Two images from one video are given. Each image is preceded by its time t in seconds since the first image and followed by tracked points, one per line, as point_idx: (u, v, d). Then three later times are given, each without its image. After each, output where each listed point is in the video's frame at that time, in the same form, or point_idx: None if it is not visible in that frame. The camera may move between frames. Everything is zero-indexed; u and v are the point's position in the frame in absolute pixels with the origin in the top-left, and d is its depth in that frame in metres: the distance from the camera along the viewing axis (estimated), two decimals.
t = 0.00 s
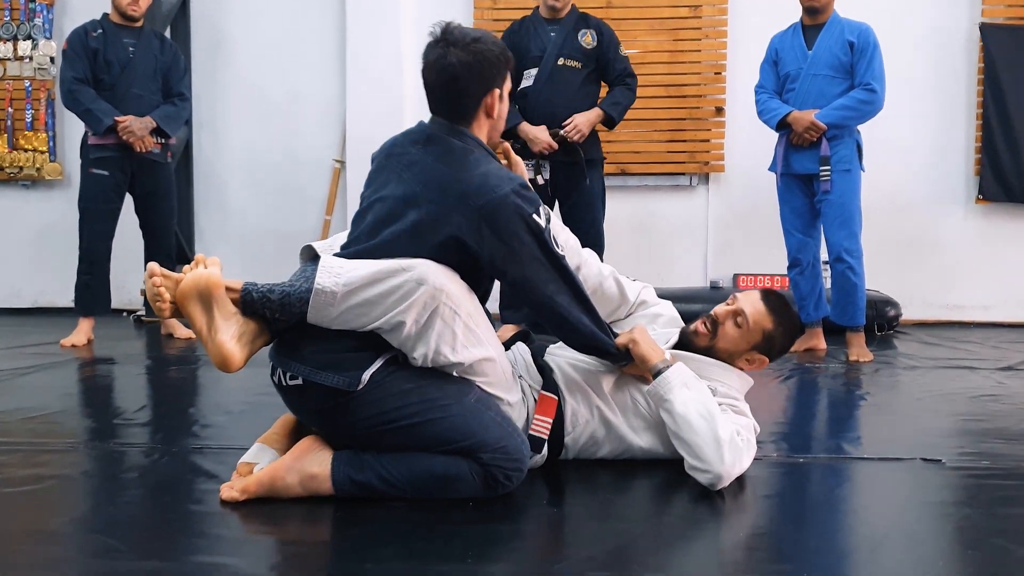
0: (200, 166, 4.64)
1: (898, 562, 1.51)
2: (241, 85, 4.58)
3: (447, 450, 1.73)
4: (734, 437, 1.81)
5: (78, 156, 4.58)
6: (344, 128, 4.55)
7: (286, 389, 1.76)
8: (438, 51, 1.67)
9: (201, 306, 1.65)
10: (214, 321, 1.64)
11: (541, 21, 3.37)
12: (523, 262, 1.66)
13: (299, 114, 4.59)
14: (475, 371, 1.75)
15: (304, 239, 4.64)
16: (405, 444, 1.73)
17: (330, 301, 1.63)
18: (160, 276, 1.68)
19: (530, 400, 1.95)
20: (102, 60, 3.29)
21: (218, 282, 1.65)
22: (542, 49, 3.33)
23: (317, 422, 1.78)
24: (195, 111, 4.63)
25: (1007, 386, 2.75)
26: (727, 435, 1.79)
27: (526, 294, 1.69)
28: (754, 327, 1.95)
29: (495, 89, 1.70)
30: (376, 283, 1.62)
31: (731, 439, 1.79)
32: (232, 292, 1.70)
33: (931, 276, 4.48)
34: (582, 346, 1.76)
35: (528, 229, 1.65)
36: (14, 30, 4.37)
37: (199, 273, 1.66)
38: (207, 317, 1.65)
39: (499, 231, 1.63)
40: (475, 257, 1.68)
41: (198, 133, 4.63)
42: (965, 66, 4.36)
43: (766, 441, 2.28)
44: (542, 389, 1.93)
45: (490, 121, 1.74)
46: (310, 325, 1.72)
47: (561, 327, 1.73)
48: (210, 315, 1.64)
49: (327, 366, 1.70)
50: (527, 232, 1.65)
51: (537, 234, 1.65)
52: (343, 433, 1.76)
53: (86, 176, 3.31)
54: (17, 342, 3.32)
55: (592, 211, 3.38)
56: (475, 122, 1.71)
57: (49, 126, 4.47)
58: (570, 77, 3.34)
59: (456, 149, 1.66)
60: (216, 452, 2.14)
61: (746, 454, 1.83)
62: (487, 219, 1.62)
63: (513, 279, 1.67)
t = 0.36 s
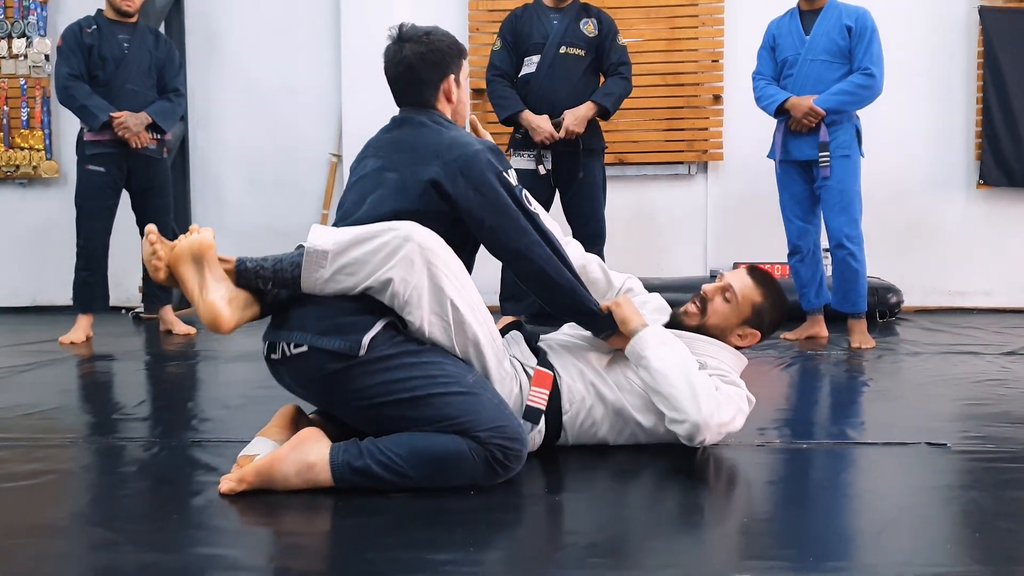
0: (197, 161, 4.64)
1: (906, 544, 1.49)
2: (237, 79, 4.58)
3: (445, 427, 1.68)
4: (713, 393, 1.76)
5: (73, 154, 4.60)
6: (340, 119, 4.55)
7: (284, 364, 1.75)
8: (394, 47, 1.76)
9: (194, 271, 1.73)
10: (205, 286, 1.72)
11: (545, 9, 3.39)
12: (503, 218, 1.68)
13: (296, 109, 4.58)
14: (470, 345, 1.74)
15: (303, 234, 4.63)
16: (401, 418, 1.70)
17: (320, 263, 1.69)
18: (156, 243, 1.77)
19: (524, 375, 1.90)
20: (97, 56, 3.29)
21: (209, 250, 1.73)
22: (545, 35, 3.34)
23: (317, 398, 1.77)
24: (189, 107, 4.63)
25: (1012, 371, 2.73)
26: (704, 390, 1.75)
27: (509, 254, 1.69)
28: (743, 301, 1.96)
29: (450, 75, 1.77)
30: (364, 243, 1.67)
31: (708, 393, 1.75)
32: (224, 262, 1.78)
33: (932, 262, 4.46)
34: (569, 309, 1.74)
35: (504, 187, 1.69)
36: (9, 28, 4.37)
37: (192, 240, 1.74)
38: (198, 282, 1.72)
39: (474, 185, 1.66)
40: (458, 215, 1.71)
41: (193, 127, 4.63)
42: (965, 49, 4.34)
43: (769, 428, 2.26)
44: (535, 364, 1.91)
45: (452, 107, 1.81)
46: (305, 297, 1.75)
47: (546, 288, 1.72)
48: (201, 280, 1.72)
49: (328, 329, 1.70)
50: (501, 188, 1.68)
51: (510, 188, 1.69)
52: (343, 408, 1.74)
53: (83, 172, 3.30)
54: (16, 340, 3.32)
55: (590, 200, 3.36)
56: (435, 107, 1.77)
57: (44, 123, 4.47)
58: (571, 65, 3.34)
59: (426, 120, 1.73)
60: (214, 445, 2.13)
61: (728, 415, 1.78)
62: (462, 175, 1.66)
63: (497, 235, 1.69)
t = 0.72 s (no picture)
0: (201, 160, 4.67)
1: (911, 540, 1.49)
2: (241, 78, 4.60)
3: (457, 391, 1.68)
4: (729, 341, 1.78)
5: (78, 154, 4.62)
6: (342, 118, 4.55)
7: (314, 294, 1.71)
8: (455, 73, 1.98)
9: (258, 177, 1.65)
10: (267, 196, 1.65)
11: (550, 8, 3.39)
12: (540, 194, 1.83)
13: (299, 108, 4.59)
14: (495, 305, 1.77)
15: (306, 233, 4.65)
16: (416, 368, 1.67)
17: (369, 191, 1.70)
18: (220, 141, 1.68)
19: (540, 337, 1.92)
20: (103, 56, 3.31)
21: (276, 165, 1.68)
22: (549, 35, 3.34)
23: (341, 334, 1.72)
24: (194, 106, 4.66)
25: (1016, 367, 2.73)
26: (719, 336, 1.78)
27: (542, 226, 1.84)
28: (742, 305, 1.96)
29: (501, 92, 1.95)
30: (413, 180, 1.71)
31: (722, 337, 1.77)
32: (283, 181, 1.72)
33: (936, 258, 4.45)
34: (577, 283, 1.91)
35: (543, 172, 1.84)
36: (15, 29, 4.41)
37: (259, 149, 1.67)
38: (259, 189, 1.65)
39: (517, 162, 1.81)
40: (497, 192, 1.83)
41: (195, 125, 4.65)
42: (967, 45, 4.33)
43: (772, 424, 2.26)
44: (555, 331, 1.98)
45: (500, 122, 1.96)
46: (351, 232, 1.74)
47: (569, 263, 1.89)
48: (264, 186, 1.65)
49: (366, 258, 1.67)
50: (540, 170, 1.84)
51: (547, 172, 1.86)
52: (367, 347, 1.70)
53: (88, 172, 3.32)
54: (22, 339, 3.34)
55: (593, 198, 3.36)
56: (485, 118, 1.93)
57: (49, 124, 4.49)
58: (574, 65, 3.34)
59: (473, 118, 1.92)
60: (219, 442, 2.14)
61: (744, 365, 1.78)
62: (506, 152, 1.81)
63: (535, 207, 1.82)
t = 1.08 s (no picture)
0: (195, 158, 4.63)
1: (898, 537, 1.52)
2: (236, 75, 4.58)
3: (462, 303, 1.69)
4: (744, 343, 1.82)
5: (68, 149, 4.59)
6: (339, 117, 4.54)
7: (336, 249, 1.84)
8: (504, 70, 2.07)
9: (284, 130, 1.82)
10: (291, 147, 1.82)
11: (550, 10, 3.41)
12: (556, 184, 1.87)
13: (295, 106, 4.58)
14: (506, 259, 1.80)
15: (300, 230, 4.63)
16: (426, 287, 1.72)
17: (381, 152, 1.82)
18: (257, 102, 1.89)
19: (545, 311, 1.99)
20: (97, 52, 3.28)
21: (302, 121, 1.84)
22: (548, 36, 3.36)
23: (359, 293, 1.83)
24: (191, 103, 4.62)
25: (1003, 368, 2.77)
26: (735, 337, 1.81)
27: (556, 215, 1.88)
28: (742, 322, 1.99)
29: (545, 90, 2.04)
30: (423, 145, 1.81)
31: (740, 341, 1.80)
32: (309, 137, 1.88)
33: (925, 260, 4.51)
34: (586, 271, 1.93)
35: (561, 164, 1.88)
36: (7, 23, 4.33)
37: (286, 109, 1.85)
38: (283, 141, 1.82)
39: (531, 151, 1.87)
40: (510, 177, 1.88)
41: (193, 123, 4.62)
42: (958, 51, 4.39)
43: (765, 423, 2.29)
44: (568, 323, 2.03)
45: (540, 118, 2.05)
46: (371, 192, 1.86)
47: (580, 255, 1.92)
48: (287, 139, 1.82)
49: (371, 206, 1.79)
50: (557, 160, 1.87)
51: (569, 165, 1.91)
52: (385, 298, 1.79)
53: (83, 168, 3.30)
54: (14, 336, 3.31)
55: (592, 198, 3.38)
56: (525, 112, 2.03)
57: (42, 119, 4.45)
58: (574, 67, 3.35)
59: (508, 110, 1.99)
60: (215, 441, 2.14)
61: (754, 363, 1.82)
62: (520, 140, 1.88)
63: (547, 194, 1.87)
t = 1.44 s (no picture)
0: (201, 159, 4.68)
1: (898, 544, 1.51)
2: (241, 78, 4.62)
3: (511, 265, 1.64)
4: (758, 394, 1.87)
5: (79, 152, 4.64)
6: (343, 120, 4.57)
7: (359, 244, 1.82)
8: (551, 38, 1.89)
9: (315, 124, 1.75)
10: (324, 145, 1.75)
11: (552, 11, 3.42)
12: (586, 178, 1.73)
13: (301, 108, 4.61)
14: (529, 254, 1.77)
15: (306, 232, 4.66)
16: (452, 259, 1.66)
17: (401, 148, 1.74)
18: (288, 91, 1.81)
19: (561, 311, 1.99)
20: (105, 55, 3.33)
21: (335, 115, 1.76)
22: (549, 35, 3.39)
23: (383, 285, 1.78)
24: (195, 105, 4.67)
25: (1007, 373, 2.74)
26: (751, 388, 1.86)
27: (581, 211, 1.74)
28: (759, 332, 2.01)
29: (595, 62, 1.84)
30: (445, 140, 1.72)
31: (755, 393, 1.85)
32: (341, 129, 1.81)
33: (929, 264, 4.47)
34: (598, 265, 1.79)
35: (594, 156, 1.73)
36: (17, 27, 4.42)
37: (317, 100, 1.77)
38: (315, 136, 1.75)
39: (559, 143, 1.72)
40: (535, 166, 1.76)
41: (196, 125, 4.67)
42: (963, 53, 4.36)
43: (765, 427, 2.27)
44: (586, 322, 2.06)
45: (589, 94, 1.86)
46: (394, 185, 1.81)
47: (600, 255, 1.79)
48: (319, 135, 1.75)
49: (389, 202, 1.75)
50: (590, 153, 1.72)
51: (604, 158, 1.75)
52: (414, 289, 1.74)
53: (88, 170, 3.34)
54: (21, 335, 3.35)
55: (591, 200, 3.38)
56: (570, 89, 1.85)
57: (50, 121, 4.51)
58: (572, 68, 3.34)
59: (545, 88, 1.83)
60: (216, 440, 2.15)
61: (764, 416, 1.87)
62: (552, 129, 1.73)
63: (572, 190, 1.73)
